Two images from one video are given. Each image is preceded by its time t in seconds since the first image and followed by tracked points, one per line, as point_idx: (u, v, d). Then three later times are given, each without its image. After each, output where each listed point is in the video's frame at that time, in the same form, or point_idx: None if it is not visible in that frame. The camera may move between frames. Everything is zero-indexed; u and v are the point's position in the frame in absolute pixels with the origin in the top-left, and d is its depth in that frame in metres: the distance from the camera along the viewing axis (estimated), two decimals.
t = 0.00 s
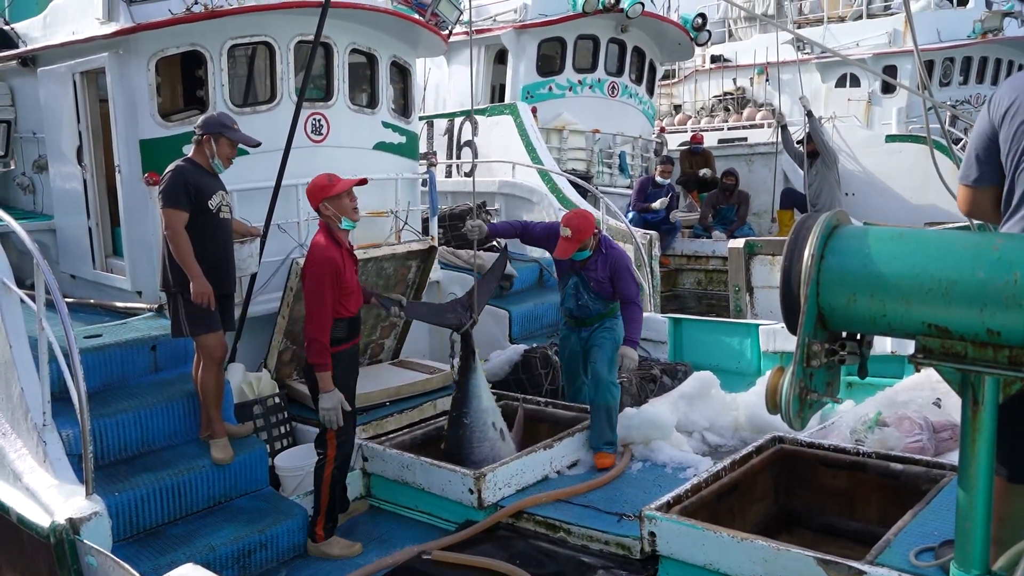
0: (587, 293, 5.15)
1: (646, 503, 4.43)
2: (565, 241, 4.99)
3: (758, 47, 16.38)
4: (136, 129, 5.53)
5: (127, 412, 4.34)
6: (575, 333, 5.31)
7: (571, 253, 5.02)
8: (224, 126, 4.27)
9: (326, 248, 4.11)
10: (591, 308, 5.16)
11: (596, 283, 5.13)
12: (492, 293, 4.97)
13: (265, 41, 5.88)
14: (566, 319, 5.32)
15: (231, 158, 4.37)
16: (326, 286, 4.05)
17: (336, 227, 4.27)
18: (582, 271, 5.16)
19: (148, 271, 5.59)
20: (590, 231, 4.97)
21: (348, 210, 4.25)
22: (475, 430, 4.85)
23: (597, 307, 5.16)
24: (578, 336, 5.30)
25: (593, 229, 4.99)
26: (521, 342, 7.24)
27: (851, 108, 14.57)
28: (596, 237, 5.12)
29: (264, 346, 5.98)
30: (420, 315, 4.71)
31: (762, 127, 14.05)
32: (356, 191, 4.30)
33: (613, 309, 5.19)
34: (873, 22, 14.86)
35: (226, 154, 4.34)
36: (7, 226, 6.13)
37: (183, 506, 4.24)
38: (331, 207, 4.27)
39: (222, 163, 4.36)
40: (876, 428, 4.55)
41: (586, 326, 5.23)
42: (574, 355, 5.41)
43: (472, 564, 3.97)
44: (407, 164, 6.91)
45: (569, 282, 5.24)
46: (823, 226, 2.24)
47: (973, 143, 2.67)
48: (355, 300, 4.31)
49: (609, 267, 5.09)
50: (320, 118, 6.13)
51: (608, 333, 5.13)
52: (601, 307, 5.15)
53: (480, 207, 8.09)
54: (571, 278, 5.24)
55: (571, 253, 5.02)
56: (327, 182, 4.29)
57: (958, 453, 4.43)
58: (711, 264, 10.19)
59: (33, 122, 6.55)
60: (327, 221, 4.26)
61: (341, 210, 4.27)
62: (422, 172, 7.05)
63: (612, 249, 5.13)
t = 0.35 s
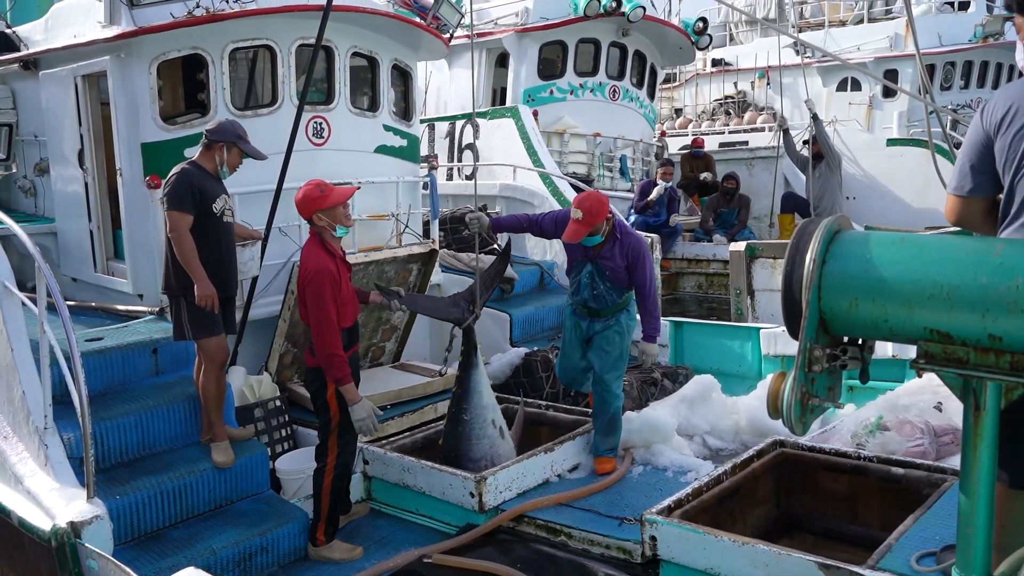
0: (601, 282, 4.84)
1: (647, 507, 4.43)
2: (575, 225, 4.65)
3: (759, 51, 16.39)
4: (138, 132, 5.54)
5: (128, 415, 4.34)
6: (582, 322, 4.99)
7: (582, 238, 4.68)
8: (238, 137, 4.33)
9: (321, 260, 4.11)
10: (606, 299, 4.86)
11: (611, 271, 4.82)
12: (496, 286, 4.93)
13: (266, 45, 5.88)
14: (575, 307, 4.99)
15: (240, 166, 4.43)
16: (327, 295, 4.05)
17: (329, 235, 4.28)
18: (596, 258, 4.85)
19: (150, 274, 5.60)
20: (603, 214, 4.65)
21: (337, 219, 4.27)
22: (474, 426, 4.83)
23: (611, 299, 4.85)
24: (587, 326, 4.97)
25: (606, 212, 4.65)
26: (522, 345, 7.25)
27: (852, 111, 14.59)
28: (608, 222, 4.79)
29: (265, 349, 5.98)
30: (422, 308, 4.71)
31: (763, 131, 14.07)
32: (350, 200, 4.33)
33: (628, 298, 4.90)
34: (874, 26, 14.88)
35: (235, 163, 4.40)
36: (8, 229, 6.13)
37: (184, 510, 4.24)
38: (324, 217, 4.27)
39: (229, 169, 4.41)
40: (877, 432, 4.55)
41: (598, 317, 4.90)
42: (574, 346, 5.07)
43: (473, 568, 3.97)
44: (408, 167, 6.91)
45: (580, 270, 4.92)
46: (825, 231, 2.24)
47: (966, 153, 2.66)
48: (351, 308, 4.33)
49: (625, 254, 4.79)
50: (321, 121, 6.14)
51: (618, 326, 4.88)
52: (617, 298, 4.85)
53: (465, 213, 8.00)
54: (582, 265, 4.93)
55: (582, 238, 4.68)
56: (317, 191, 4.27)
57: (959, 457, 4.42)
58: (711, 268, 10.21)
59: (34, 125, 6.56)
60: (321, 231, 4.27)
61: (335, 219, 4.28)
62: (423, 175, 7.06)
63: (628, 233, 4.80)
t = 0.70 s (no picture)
0: (609, 272, 4.69)
1: (645, 506, 4.43)
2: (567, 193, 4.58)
3: (757, 49, 16.39)
4: (135, 131, 5.53)
5: (126, 415, 4.34)
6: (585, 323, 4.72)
7: (574, 208, 4.60)
8: (236, 136, 4.32)
9: (312, 260, 4.11)
10: (613, 291, 4.70)
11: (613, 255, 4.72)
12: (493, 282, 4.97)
13: (264, 43, 5.87)
14: (577, 302, 4.70)
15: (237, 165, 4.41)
16: (318, 295, 4.05)
17: (319, 235, 4.25)
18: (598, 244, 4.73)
19: (147, 273, 5.59)
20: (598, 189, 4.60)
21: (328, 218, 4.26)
22: (472, 416, 4.81)
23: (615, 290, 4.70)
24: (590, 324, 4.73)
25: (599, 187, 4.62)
26: (520, 343, 7.25)
27: (850, 110, 14.61)
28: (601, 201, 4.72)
29: (262, 348, 5.96)
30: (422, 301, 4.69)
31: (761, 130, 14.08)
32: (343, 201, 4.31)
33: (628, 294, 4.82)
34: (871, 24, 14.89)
35: (233, 162, 4.38)
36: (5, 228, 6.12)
37: (181, 509, 4.24)
38: (314, 216, 4.25)
39: (226, 168, 4.40)
40: (875, 431, 4.55)
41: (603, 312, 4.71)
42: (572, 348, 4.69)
43: (471, 567, 3.96)
44: (405, 166, 6.91)
45: (582, 259, 4.70)
46: (823, 230, 2.24)
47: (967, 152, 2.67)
48: (346, 306, 4.33)
49: (626, 236, 4.74)
50: (318, 119, 6.13)
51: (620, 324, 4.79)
52: (623, 289, 4.73)
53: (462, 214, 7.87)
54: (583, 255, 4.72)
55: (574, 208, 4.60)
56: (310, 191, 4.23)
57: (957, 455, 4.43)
58: (709, 266, 10.23)
59: (31, 124, 6.54)
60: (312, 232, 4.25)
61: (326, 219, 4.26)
62: (421, 174, 7.05)
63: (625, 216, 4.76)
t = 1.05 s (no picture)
0: (589, 290, 4.25)
1: (644, 508, 4.42)
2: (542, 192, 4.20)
3: (755, 51, 16.41)
4: (134, 131, 5.52)
5: (125, 415, 4.33)
6: (567, 347, 4.30)
7: (548, 210, 4.18)
8: (236, 137, 4.32)
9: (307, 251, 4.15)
10: (593, 312, 4.26)
11: (591, 270, 4.26)
12: (490, 281, 5.03)
13: (263, 44, 5.87)
14: (558, 328, 4.29)
15: (236, 166, 4.41)
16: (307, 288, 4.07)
17: (321, 233, 4.28)
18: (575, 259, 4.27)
19: (146, 273, 5.58)
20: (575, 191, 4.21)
21: (340, 216, 4.27)
22: (469, 415, 4.80)
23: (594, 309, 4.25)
24: (572, 348, 4.30)
25: (578, 191, 4.23)
26: (519, 344, 7.25)
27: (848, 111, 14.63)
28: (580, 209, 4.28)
29: (261, 349, 5.95)
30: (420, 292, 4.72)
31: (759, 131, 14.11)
32: (351, 206, 4.27)
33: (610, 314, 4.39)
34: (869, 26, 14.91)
35: (232, 163, 4.38)
36: (3, 228, 6.11)
37: (180, 510, 4.23)
38: (321, 212, 4.27)
39: (225, 170, 4.39)
40: (874, 432, 4.55)
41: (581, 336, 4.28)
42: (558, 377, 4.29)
43: (470, 569, 3.96)
44: (404, 166, 6.91)
45: (560, 277, 4.28)
46: (823, 232, 2.24)
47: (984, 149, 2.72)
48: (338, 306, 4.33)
49: (604, 248, 4.24)
50: (318, 120, 6.13)
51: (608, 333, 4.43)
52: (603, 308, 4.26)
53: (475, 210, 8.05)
54: (560, 273, 4.29)
55: (548, 210, 4.18)
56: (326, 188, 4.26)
57: (956, 457, 4.42)
58: (707, 268, 10.24)
59: (29, 124, 6.53)
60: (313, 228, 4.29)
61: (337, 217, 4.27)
62: (419, 175, 7.05)
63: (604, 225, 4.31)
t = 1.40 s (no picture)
0: (566, 286, 3.97)
1: (646, 510, 4.41)
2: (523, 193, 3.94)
3: (756, 52, 16.41)
4: (136, 133, 5.53)
5: (127, 417, 4.33)
6: (543, 351, 4.07)
7: (531, 211, 3.93)
8: (238, 138, 4.32)
9: (307, 252, 4.14)
10: (572, 310, 3.96)
11: (570, 265, 4.00)
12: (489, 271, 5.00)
13: (265, 46, 5.87)
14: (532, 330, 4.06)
15: (238, 168, 4.42)
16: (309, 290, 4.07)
17: (318, 233, 4.29)
18: (552, 255, 4.03)
19: (148, 275, 5.58)
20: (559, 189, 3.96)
21: (334, 214, 4.29)
22: (473, 417, 4.80)
23: (574, 312, 3.97)
24: (550, 352, 4.05)
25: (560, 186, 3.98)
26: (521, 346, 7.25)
27: (849, 112, 14.63)
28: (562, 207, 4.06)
29: (263, 350, 5.95)
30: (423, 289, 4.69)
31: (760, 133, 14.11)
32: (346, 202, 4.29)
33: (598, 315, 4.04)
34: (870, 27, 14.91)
35: (234, 165, 4.39)
36: (6, 230, 6.12)
37: (182, 512, 4.23)
38: (317, 212, 4.29)
39: (228, 172, 4.40)
40: (876, 435, 4.55)
41: (557, 339, 4.00)
42: (542, 386, 4.11)
43: (472, 571, 3.96)
44: (405, 168, 6.91)
45: (536, 276, 4.04)
46: (827, 234, 2.24)
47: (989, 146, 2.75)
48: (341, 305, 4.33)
49: (585, 241, 4.02)
50: (319, 122, 6.13)
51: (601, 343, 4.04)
52: (584, 309, 3.98)
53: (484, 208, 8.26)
54: (537, 274, 4.05)
55: (531, 212, 3.92)
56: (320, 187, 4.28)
57: (959, 459, 4.42)
58: (708, 269, 10.24)
59: (31, 126, 6.53)
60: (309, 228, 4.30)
61: (330, 215, 4.29)
62: (421, 177, 7.05)
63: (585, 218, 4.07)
